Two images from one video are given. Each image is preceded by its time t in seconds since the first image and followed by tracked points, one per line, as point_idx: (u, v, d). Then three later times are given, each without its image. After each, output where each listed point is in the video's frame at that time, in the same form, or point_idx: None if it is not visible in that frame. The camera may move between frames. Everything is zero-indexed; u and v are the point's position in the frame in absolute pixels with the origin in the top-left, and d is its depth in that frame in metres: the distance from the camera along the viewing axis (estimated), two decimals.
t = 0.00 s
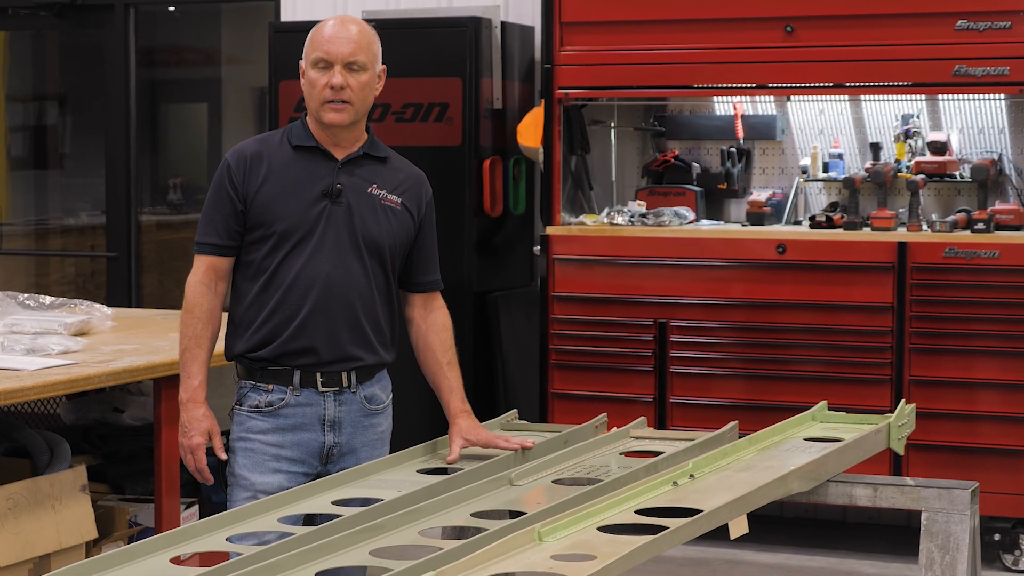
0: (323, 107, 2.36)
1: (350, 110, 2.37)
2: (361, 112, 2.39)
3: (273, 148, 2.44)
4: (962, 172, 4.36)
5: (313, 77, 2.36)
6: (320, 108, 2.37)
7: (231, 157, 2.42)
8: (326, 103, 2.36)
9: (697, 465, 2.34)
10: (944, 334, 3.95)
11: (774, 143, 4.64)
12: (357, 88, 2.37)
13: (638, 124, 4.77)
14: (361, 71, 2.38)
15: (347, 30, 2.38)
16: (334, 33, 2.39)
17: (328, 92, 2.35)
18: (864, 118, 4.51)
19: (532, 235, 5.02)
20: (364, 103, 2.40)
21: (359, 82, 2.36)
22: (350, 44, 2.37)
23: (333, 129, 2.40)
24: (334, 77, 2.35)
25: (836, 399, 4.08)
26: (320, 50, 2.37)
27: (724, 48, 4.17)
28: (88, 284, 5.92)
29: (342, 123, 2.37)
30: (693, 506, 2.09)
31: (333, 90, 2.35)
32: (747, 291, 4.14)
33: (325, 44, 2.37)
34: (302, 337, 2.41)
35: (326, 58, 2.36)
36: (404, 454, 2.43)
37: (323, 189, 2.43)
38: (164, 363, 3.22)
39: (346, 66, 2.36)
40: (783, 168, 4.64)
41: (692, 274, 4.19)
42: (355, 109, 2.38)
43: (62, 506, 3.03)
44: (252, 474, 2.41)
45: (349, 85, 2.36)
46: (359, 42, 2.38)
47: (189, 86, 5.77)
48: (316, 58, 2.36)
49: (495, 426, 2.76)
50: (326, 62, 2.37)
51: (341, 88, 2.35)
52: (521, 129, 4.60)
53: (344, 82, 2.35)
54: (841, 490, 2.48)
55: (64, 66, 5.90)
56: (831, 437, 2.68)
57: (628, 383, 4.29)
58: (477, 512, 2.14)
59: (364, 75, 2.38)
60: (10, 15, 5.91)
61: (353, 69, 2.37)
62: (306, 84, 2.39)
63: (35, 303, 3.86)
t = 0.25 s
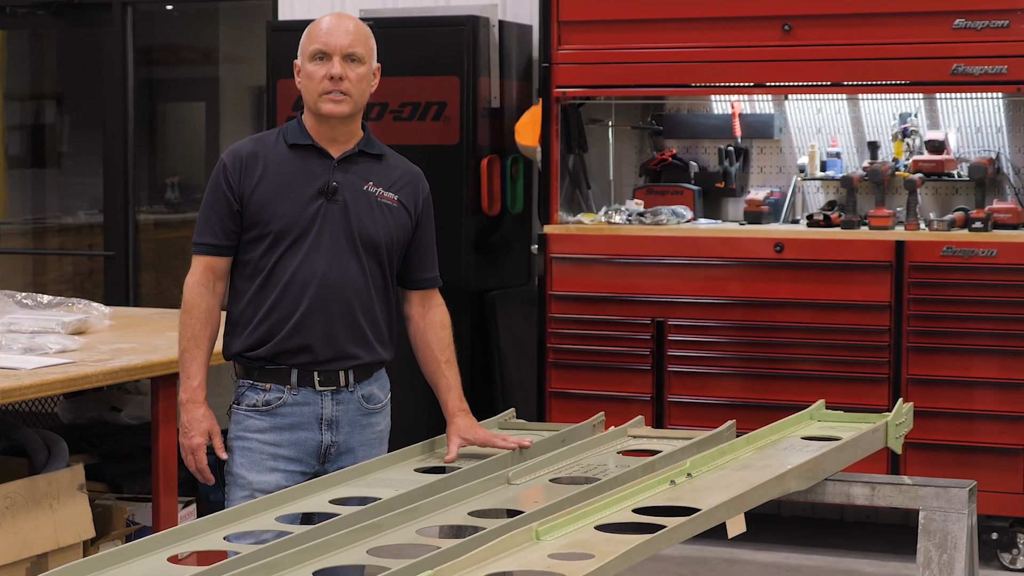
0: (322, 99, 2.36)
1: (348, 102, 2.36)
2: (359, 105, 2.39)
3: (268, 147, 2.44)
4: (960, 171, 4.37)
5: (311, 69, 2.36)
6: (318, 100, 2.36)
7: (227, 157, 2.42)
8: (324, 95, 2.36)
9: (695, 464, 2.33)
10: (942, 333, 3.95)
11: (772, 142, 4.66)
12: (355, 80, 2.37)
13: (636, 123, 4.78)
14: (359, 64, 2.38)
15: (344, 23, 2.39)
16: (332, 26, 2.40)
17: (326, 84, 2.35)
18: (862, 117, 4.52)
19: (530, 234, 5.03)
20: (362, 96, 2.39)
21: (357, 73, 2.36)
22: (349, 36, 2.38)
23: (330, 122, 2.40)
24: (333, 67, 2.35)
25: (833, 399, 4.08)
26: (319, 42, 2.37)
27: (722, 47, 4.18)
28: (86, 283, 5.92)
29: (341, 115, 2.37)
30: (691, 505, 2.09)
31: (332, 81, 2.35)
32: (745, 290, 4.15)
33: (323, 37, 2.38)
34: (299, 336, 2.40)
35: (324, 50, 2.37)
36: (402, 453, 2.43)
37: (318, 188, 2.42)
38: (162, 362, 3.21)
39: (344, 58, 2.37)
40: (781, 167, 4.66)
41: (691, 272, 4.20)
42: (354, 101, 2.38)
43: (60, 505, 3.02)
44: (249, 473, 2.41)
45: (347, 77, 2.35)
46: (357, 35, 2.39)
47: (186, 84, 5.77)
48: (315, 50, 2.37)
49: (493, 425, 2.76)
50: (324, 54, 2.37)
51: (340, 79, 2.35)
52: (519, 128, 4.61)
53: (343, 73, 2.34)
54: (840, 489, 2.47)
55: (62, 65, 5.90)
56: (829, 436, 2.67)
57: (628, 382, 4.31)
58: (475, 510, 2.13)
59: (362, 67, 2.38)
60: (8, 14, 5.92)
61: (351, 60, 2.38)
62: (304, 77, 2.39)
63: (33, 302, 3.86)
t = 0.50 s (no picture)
0: (320, 98, 2.36)
1: (346, 101, 2.36)
2: (357, 104, 2.39)
3: (267, 146, 2.43)
4: (957, 170, 4.37)
5: (310, 68, 2.36)
6: (316, 99, 2.36)
7: (225, 156, 2.41)
8: (323, 94, 2.35)
9: (693, 463, 2.33)
10: (940, 332, 3.96)
11: (770, 141, 4.66)
12: (353, 79, 2.36)
13: (633, 122, 4.79)
14: (357, 63, 2.38)
15: (343, 22, 2.39)
16: (330, 26, 2.40)
17: (325, 83, 2.35)
18: (859, 116, 4.52)
19: (527, 233, 5.04)
20: (360, 95, 2.39)
21: (356, 72, 2.36)
22: (347, 35, 2.38)
23: (328, 121, 2.40)
24: (332, 66, 2.34)
25: (830, 397, 4.09)
26: (317, 41, 2.37)
27: (719, 46, 4.18)
28: (83, 282, 5.92)
29: (339, 114, 2.36)
30: (689, 504, 2.08)
31: (330, 80, 2.35)
32: (743, 289, 4.15)
33: (322, 36, 2.38)
34: (298, 335, 2.40)
35: (323, 49, 2.37)
36: (400, 452, 2.42)
37: (317, 187, 2.42)
38: (159, 361, 3.19)
39: (343, 57, 2.37)
40: (778, 166, 4.66)
41: (689, 271, 4.20)
42: (352, 100, 2.37)
43: (57, 504, 2.99)
44: (247, 472, 2.40)
45: (345, 76, 2.35)
46: (355, 34, 2.39)
47: (184, 83, 5.77)
48: (313, 49, 2.37)
49: (490, 425, 2.76)
50: (322, 53, 2.37)
51: (338, 78, 2.35)
52: (517, 127, 4.61)
53: (341, 72, 2.34)
54: (837, 488, 2.46)
55: (60, 65, 5.91)
56: (827, 435, 2.67)
57: (626, 381, 4.32)
58: (473, 510, 2.13)
59: (360, 66, 2.38)
60: (6, 13, 5.93)
61: (349, 59, 2.38)
62: (302, 76, 2.38)
63: (31, 301, 3.86)
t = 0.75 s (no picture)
0: (320, 98, 2.36)
1: (346, 101, 2.36)
2: (357, 104, 2.39)
3: (267, 145, 2.42)
4: (956, 169, 4.38)
5: (310, 68, 2.36)
6: (316, 99, 2.36)
7: (225, 155, 2.40)
8: (323, 93, 2.35)
9: (691, 462, 2.33)
10: (938, 331, 3.96)
11: (768, 140, 4.66)
12: (353, 78, 2.36)
13: (632, 121, 4.80)
14: (358, 62, 2.38)
15: (343, 21, 2.39)
16: (331, 25, 2.39)
17: (325, 82, 2.35)
18: (858, 116, 4.52)
19: (526, 232, 5.05)
20: (360, 95, 2.39)
21: (356, 72, 2.36)
22: (348, 34, 2.38)
23: (328, 121, 2.40)
24: (332, 66, 2.34)
25: (828, 397, 4.09)
26: (317, 40, 2.37)
27: (718, 46, 4.18)
28: (82, 281, 5.92)
29: (339, 114, 2.36)
30: (688, 503, 2.08)
31: (331, 80, 2.34)
32: (741, 288, 4.15)
33: (322, 35, 2.37)
34: (297, 334, 2.39)
35: (323, 49, 2.36)
36: (399, 451, 2.42)
37: (317, 186, 2.41)
38: (157, 361, 3.18)
39: (344, 56, 2.36)
40: (777, 165, 4.66)
41: (688, 271, 4.20)
42: (352, 100, 2.37)
43: (56, 504, 2.97)
44: (246, 471, 2.40)
45: (346, 76, 2.35)
46: (355, 33, 2.38)
47: (183, 82, 5.77)
48: (313, 49, 2.37)
49: (490, 424, 2.76)
50: (323, 52, 2.36)
51: (338, 78, 2.34)
52: (515, 126, 4.61)
53: (342, 71, 2.34)
54: (836, 487, 2.45)
55: (58, 64, 5.91)
56: (825, 434, 2.67)
57: (624, 381, 4.32)
58: (471, 509, 2.13)
59: (361, 65, 2.38)
60: (5, 12, 5.93)
61: (349, 59, 2.37)
62: (303, 76, 2.38)
63: (29, 300, 3.86)
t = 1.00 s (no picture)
0: (320, 98, 2.35)
1: (346, 102, 2.36)
2: (357, 104, 2.38)
3: (267, 145, 2.42)
4: (954, 168, 4.38)
5: (310, 68, 2.36)
6: (316, 99, 2.36)
7: (225, 155, 2.40)
8: (323, 94, 2.35)
9: (690, 462, 2.32)
10: (937, 330, 3.97)
11: (767, 139, 4.66)
12: (353, 79, 2.36)
13: (631, 121, 4.80)
14: (358, 62, 2.38)
15: (343, 21, 2.39)
16: (331, 25, 2.39)
17: (325, 83, 2.34)
18: (857, 115, 4.53)
19: (524, 232, 5.05)
20: (360, 95, 2.39)
21: (356, 73, 2.36)
22: (348, 34, 2.37)
23: (328, 122, 2.39)
24: (332, 66, 2.34)
25: (828, 396, 4.09)
26: (317, 41, 2.36)
27: (717, 45, 4.18)
28: (80, 281, 5.93)
29: (339, 115, 2.36)
30: (687, 503, 2.08)
31: (331, 80, 2.34)
32: (740, 288, 4.15)
33: (322, 35, 2.37)
34: (297, 334, 2.39)
35: (323, 49, 2.36)
36: (397, 451, 2.42)
37: (317, 186, 2.41)
38: (155, 361, 3.16)
39: (344, 57, 2.36)
40: (776, 165, 4.67)
41: (686, 270, 4.21)
42: (352, 100, 2.37)
43: (55, 503, 2.95)
44: (246, 471, 2.40)
45: (346, 76, 2.35)
46: (356, 33, 2.38)
47: (181, 82, 5.77)
48: (313, 49, 2.36)
49: (489, 424, 2.75)
50: (323, 52, 2.36)
51: (338, 78, 2.34)
52: (514, 126, 4.61)
53: (342, 72, 2.34)
54: (835, 487, 2.44)
55: (57, 63, 5.91)
56: (824, 434, 2.67)
57: (623, 380, 4.32)
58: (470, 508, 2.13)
59: (361, 66, 2.38)
60: (4, 12, 5.94)
61: (349, 59, 2.37)
62: (303, 76, 2.38)
63: (28, 300, 3.86)
